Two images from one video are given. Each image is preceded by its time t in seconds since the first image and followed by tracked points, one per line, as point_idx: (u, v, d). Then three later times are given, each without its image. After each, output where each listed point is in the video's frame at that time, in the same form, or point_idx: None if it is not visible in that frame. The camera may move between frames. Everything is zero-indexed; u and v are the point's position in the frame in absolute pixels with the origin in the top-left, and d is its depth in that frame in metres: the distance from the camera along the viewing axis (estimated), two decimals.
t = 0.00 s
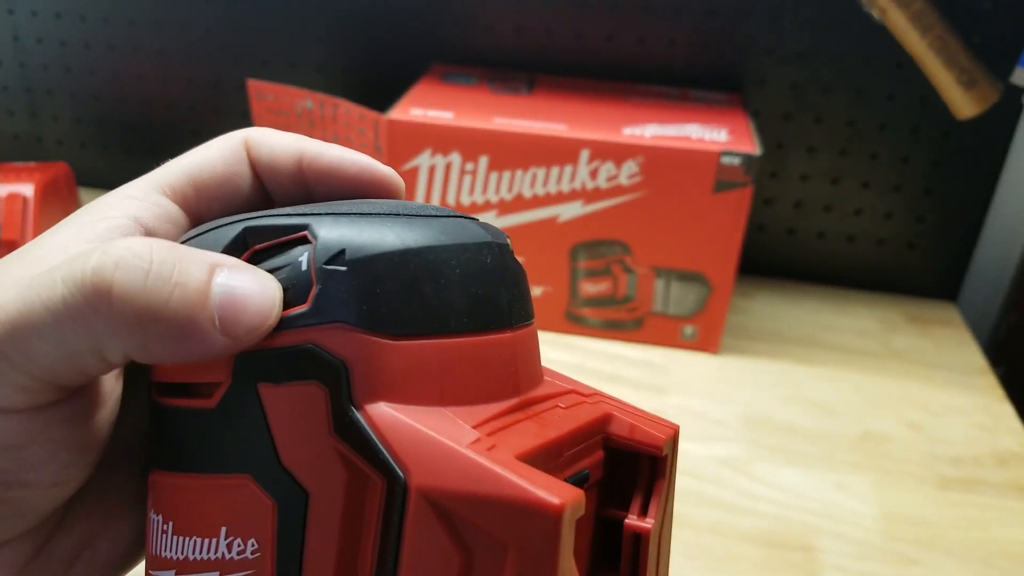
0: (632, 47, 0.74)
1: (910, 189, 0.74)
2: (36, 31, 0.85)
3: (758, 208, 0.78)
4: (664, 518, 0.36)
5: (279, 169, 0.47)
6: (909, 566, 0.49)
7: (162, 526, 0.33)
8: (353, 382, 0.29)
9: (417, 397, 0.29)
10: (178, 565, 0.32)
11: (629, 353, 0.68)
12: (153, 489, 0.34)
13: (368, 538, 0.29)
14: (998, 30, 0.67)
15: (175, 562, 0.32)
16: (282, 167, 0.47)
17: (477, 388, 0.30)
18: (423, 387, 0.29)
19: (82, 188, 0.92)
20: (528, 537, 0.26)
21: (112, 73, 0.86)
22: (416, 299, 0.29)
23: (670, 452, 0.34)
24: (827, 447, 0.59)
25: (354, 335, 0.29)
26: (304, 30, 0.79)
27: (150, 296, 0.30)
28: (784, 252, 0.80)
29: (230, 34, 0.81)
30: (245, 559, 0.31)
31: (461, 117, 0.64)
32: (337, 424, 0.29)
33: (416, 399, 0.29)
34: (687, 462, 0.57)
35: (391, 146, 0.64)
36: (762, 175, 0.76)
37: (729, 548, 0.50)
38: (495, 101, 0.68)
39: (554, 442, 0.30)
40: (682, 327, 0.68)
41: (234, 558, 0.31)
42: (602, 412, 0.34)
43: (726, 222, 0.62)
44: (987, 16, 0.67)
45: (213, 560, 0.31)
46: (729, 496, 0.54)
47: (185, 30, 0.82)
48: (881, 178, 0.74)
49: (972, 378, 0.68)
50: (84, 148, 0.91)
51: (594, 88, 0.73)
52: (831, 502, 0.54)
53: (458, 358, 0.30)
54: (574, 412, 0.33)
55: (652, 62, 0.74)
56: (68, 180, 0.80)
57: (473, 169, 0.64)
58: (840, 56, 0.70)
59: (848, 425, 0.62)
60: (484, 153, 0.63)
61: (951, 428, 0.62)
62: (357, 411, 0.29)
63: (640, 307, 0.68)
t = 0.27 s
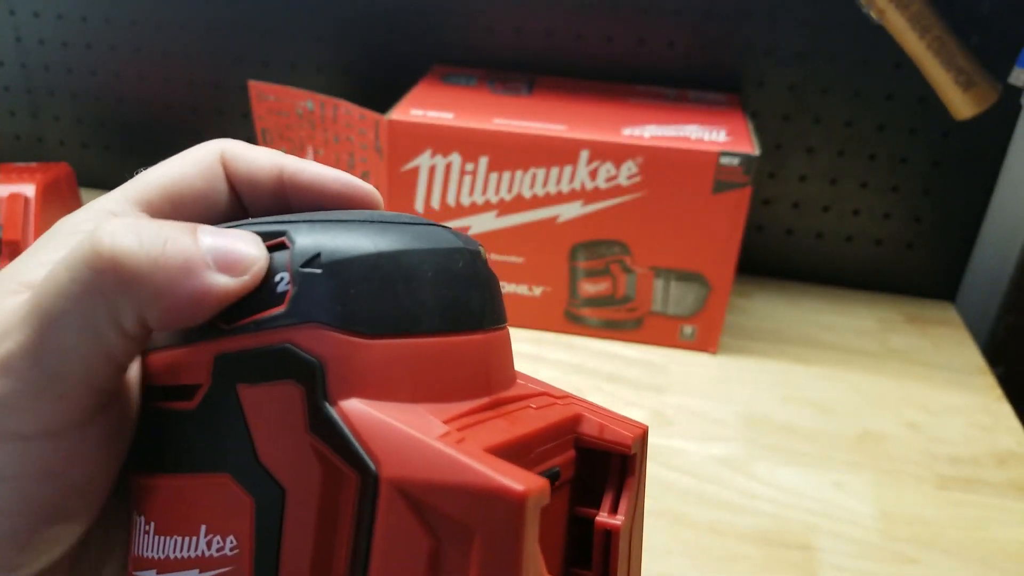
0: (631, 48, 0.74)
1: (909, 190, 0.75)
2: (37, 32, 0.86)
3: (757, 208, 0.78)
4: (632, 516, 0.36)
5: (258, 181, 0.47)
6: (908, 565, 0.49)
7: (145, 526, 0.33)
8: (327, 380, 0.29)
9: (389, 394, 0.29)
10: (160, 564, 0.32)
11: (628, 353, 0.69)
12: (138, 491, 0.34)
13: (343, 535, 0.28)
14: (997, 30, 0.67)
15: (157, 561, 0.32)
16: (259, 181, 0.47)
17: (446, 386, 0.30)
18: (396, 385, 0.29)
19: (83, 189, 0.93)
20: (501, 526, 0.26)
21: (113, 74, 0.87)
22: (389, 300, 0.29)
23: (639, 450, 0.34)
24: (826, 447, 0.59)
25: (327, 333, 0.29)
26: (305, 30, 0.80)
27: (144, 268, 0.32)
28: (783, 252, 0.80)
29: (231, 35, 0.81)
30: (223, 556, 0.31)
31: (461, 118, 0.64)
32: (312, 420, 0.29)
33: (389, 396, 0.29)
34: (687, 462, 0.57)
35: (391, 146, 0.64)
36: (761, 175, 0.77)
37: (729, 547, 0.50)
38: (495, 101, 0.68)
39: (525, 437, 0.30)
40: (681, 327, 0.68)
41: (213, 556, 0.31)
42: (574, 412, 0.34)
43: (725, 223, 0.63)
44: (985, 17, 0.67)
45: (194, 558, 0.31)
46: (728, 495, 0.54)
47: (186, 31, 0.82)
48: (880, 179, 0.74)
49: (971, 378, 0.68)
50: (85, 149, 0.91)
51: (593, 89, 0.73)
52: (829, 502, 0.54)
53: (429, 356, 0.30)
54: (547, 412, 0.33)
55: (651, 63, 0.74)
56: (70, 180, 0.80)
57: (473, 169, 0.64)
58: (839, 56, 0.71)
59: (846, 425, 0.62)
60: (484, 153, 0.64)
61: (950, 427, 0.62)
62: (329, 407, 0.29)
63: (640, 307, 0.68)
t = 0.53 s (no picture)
0: (632, 48, 0.74)
1: (908, 190, 0.75)
2: (38, 32, 0.86)
3: (757, 208, 0.78)
4: (628, 472, 0.35)
5: (249, 152, 0.47)
6: (907, 565, 0.49)
7: (151, 475, 0.34)
8: (304, 320, 0.29)
9: (367, 334, 0.29)
10: (160, 509, 0.33)
11: (628, 353, 0.69)
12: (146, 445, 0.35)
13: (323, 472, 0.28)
14: (997, 31, 0.67)
15: (157, 506, 0.33)
16: (253, 150, 0.48)
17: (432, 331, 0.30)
18: (375, 324, 0.29)
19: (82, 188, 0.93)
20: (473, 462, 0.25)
21: (113, 75, 0.87)
22: (371, 253, 0.29)
23: (630, 403, 0.34)
24: (826, 447, 0.59)
25: (308, 276, 0.29)
26: (305, 31, 0.80)
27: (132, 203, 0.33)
28: (783, 252, 0.80)
29: (231, 36, 0.82)
30: (211, 496, 0.31)
31: (461, 118, 0.64)
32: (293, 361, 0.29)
33: (367, 333, 0.29)
34: (687, 462, 0.57)
35: (391, 146, 0.64)
36: (761, 175, 0.77)
37: (729, 546, 0.50)
38: (495, 101, 0.68)
39: (515, 378, 0.29)
40: (681, 327, 0.68)
41: (203, 496, 0.32)
42: (565, 365, 0.33)
43: (725, 223, 0.63)
44: (984, 17, 0.67)
45: (188, 500, 0.32)
46: (728, 495, 0.54)
47: (187, 31, 0.82)
48: (879, 179, 0.74)
49: (970, 378, 0.68)
50: (85, 149, 0.91)
51: (593, 89, 0.73)
52: (829, 501, 0.54)
53: (409, 301, 0.29)
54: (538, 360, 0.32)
55: (651, 62, 0.74)
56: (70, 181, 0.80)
57: (473, 169, 0.64)
58: (839, 55, 0.71)
59: (846, 424, 0.62)
60: (484, 153, 0.64)
61: (950, 427, 0.62)
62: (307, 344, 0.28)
63: (640, 307, 0.68)
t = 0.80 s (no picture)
0: (631, 48, 0.74)
1: (907, 189, 0.75)
2: (39, 33, 0.86)
3: (757, 208, 0.78)
4: (614, 437, 0.30)
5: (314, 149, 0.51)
6: (905, 563, 0.50)
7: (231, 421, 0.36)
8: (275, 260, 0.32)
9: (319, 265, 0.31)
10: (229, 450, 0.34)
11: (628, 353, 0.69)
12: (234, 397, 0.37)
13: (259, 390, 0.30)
14: (995, 31, 0.68)
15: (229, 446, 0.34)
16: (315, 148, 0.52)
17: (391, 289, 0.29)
18: (332, 258, 0.31)
19: (84, 189, 0.93)
20: (324, 365, 0.25)
21: (114, 75, 0.87)
22: (340, 205, 0.32)
23: (601, 341, 0.30)
24: (825, 446, 0.60)
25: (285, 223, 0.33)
26: (306, 32, 0.80)
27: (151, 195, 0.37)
28: (782, 251, 0.80)
29: (232, 37, 0.82)
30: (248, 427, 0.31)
31: (461, 119, 0.64)
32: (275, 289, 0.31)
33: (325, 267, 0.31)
34: (686, 461, 0.57)
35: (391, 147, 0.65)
36: (760, 175, 0.77)
37: (727, 544, 0.50)
38: (495, 102, 0.69)
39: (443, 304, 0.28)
40: (681, 327, 0.69)
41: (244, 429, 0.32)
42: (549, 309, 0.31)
43: (725, 223, 0.63)
44: (983, 18, 0.67)
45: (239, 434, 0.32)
46: (727, 493, 0.55)
47: (187, 32, 0.83)
48: (878, 179, 0.75)
49: (968, 377, 0.68)
50: (86, 149, 0.91)
51: (593, 90, 0.73)
52: (827, 500, 0.54)
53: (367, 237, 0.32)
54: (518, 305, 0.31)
55: (650, 63, 0.75)
56: (71, 181, 0.80)
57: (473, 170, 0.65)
58: (838, 55, 0.71)
59: (845, 424, 0.62)
60: (484, 154, 0.64)
61: (948, 427, 0.62)
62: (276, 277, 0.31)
63: (640, 307, 0.69)
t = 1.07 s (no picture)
0: (632, 47, 0.74)
1: (910, 189, 0.74)
2: (36, 31, 0.85)
3: (759, 207, 0.78)
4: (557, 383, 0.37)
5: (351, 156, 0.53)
6: (907, 566, 0.49)
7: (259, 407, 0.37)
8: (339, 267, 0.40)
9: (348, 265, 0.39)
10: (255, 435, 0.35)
11: (629, 353, 0.68)
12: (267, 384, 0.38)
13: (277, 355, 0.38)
14: (998, 29, 0.67)
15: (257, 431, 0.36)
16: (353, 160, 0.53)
17: (367, 260, 0.39)
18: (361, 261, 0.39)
19: (82, 188, 0.92)
20: (287, 288, 0.37)
21: (111, 74, 0.86)
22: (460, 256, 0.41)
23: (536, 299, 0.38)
24: (828, 448, 0.59)
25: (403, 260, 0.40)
26: (305, 30, 0.79)
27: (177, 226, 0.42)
28: (784, 251, 0.80)
29: (229, 35, 0.81)
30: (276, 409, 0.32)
31: (461, 117, 0.64)
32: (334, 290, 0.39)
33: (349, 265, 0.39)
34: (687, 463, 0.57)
35: (391, 146, 0.64)
36: (762, 175, 0.76)
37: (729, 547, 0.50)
38: (496, 100, 0.68)
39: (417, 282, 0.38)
40: (683, 327, 0.68)
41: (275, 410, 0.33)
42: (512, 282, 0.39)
43: (727, 223, 0.62)
44: (986, 16, 0.67)
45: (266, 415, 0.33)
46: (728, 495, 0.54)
47: (185, 30, 0.82)
48: (881, 179, 0.74)
49: (971, 378, 0.68)
50: (84, 149, 0.91)
51: (594, 88, 0.73)
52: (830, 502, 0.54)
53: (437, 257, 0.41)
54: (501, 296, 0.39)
55: (651, 61, 0.74)
56: (68, 180, 0.80)
57: (473, 169, 0.64)
58: (841, 54, 0.70)
59: (848, 425, 0.62)
60: (484, 153, 0.63)
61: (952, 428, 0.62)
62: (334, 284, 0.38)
63: (641, 307, 0.68)
